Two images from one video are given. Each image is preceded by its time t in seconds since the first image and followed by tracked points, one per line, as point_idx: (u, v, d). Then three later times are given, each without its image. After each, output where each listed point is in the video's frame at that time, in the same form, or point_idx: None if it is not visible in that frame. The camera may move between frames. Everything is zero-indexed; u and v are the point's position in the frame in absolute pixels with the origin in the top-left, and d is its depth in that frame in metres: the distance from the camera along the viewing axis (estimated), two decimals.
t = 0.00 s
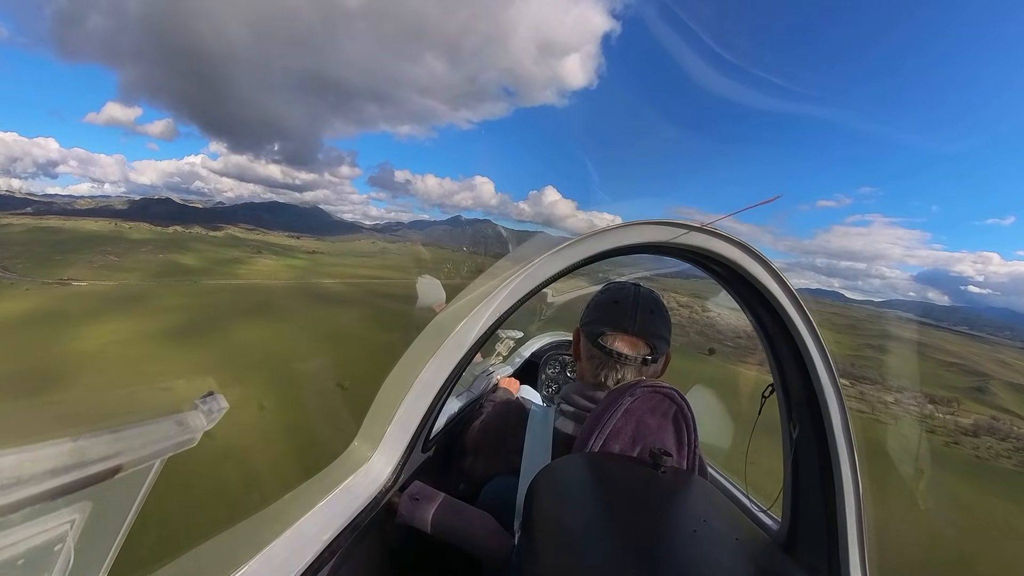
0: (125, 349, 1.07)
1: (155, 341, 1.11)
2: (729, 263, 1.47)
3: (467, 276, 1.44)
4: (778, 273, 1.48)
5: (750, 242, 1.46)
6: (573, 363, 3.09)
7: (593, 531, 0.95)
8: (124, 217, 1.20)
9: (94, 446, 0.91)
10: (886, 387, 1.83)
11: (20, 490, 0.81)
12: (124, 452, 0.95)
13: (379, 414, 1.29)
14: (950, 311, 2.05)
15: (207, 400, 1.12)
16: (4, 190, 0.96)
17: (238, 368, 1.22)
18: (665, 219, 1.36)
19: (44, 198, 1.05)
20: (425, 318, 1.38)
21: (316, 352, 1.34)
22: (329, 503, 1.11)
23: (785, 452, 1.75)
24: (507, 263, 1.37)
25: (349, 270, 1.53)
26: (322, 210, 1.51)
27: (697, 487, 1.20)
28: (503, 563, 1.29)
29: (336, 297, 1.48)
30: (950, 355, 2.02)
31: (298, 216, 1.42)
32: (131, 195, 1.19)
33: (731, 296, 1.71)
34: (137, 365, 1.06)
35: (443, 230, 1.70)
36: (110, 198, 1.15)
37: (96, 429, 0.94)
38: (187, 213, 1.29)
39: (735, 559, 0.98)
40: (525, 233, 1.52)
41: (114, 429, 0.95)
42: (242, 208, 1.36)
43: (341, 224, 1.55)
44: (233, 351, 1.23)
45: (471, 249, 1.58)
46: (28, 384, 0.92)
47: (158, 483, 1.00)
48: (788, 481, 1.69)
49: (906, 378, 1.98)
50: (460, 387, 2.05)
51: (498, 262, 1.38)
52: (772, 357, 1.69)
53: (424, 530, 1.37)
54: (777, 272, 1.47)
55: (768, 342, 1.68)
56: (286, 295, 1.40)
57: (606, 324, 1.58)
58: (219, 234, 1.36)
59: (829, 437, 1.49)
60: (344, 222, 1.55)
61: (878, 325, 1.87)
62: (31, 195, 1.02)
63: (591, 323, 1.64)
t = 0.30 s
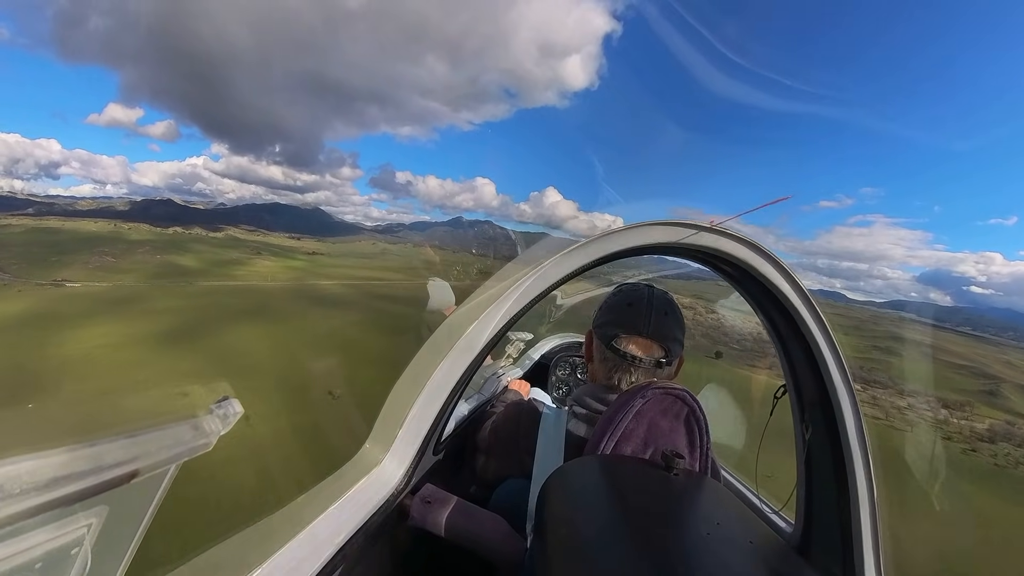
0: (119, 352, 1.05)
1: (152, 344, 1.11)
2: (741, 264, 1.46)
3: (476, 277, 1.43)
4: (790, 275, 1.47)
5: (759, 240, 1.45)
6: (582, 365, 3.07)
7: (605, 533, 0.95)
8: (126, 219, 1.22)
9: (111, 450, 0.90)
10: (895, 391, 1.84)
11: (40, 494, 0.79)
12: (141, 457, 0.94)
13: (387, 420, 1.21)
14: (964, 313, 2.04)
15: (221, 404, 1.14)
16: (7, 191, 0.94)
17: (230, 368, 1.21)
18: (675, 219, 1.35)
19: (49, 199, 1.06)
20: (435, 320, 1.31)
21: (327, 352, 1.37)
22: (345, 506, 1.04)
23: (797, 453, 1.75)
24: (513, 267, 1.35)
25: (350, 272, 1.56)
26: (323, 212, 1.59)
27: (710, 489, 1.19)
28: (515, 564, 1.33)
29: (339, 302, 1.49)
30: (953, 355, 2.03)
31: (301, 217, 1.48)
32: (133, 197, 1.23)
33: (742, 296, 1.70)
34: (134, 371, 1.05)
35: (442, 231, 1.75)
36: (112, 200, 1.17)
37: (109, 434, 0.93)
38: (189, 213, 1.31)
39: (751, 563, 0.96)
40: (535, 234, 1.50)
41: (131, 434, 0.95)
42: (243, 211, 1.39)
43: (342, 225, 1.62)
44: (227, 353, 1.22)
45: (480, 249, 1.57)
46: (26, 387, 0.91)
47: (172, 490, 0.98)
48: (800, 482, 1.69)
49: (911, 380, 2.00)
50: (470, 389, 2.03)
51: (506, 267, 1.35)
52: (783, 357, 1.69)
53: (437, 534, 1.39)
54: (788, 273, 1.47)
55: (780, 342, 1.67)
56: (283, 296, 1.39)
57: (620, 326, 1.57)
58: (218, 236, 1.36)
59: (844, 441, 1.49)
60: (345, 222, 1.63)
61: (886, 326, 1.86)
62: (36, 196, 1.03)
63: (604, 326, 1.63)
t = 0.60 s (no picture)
0: (105, 355, 1.12)
1: (146, 348, 1.18)
2: (754, 260, 1.46)
3: (486, 281, 1.44)
4: (803, 270, 1.48)
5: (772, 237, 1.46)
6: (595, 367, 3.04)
7: (621, 535, 0.95)
8: (129, 221, 1.25)
9: (119, 461, 1.00)
10: (902, 393, 1.85)
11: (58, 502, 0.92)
12: (150, 468, 1.04)
13: (404, 418, 1.20)
14: (982, 316, 2.02)
15: (233, 413, 1.21)
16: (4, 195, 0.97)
17: (230, 371, 1.26)
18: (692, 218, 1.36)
19: (51, 202, 1.09)
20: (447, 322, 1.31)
21: (342, 351, 1.37)
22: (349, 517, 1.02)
23: (812, 453, 1.74)
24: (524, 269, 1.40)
25: (350, 274, 1.56)
26: (326, 214, 1.57)
27: (726, 491, 1.18)
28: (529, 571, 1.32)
29: (337, 303, 1.49)
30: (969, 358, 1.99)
31: (296, 219, 1.44)
32: (133, 199, 1.22)
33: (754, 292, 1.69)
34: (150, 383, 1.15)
35: (443, 231, 1.74)
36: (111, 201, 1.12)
37: (123, 445, 1.03)
38: (190, 216, 1.32)
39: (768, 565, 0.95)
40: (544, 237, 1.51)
41: (140, 445, 1.05)
42: (245, 211, 1.39)
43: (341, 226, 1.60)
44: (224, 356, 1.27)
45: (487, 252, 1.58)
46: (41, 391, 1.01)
47: (185, 499, 1.07)
48: (816, 482, 1.68)
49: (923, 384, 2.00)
50: (483, 392, 2.04)
51: (516, 270, 1.39)
52: (796, 353, 1.68)
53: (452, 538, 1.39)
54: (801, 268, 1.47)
55: (792, 338, 1.67)
56: (280, 299, 1.40)
57: (641, 327, 1.56)
58: (218, 236, 1.36)
59: (861, 439, 1.49)
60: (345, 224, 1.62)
61: (894, 328, 1.84)
62: (38, 199, 1.07)
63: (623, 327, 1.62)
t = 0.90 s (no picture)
0: (96, 360, 0.99)
1: (133, 351, 1.04)
2: (767, 259, 1.63)
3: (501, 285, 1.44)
4: (816, 268, 1.64)
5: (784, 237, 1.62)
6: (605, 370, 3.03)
7: (642, 542, 0.97)
8: (137, 222, 1.17)
9: (133, 480, 0.98)
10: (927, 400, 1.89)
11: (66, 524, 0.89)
12: (162, 485, 1.02)
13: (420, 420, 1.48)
14: (994, 319, 2.03)
15: (248, 425, 1.16)
16: (8, 193, 0.95)
17: (214, 379, 1.13)
18: (695, 219, 1.55)
19: (53, 202, 1.04)
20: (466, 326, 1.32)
21: (352, 351, 1.35)
22: (373, 520, 1.28)
23: (829, 454, 1.86)
24: (534, 274, 1.57)
25: (350, 276, 1.44)
26: (327, 213, 1.44)
27: (743, 492, 1.20)
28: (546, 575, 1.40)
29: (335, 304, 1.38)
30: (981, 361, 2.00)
31: (303, 219, 1.36)
32: (137, 198, 1.16)
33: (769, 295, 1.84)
34: (146, 396, 1.04)
35: (446, 233, 1.72)
36: (115, 202, 1.11)
37: (138, 461, 1.01)
38: (191, 216, 1.23)
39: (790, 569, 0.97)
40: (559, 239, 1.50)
41: (154, 461, 1.02)
42: (248, 212, 1.28)
43: (345, 227, 1.46)
44: (218, 360, 1.15)
45: (497, 256, 1.68)
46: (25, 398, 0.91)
47: (197, 515, 1.05)
48: (833, 480, 1.82)
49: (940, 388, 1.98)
50: (495, 397, 2.04)
51: (523, 274, 1.58)
52: (813, 354, 1.83)
53: (469, 547, 1.49)
54: (812, 267, 1.63)
55: (808, 338, 1.82)
56: (278, 302, 1.29)
57: (660, 328, 1.56)
58: (220, 237, 1.27)
59: (877, 435, 1.63)
60: (348, 225, 1.47)
61: (908, 330, 1.84)
62: (41, 199, 1.01)
63: (641, 330, 1.61)
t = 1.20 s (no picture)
0: (85, 363, 0.98)
1: (134, 353, 1.03)
2: (775, 259, 1.62)
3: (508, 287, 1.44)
4: (825, 268, 1.63)
5: (792, 236, 1.61)
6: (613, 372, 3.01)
7: (650, 543, 0.96)
8: (139, 223, 1.15)
9: (149, 480, 1.00)
10: (937, 405, 1.89)
11: (83, 523, 0.92)
12: (176, 486, 1.04)
13: (431, 422, 1.58)
14: (1009, 322, 2.00)
15: (259, 427, 1.16)
16: (12, 195, 0.94)
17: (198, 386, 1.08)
18: (703, 218, 1.55)
19: (56, 204, 1.03)
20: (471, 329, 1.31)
21: (361, 352, 1.36)
22: (383, 523, 1.39)
23: (838, 454, 1.86)
24: (541, 275, 1.62)
25: (350, 277, 1.37)
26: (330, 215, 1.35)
27: (752, 492, 1.19)
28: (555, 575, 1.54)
29: (331, 308, 1.32)
30: (994, 364, 1.98)
31: (305, 220, 1.30)
32: (141, 201, 1.13)
33: (778, 296, 1.84)
34: (148, 396, 1.03)
35: (448, 234, 1.60)
36: (118, 203, 1.09)
37: (154, 460, 1.02)
38: (193, 218, 1.18)
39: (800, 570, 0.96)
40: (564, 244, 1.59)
41: (170, 460, 1.05)
42: (251, 213, 1.24)
43: (346, 230, 1.38)
44: (212, 364, 1.10)
45: (502, 258, 1.63)
46: (20, 403, 0.90)
47: (209, 516, 1.08)
48: (843, 481, 1.82)
49: (953, 392, 1.96)
50: (503, 399, 2.03)
51: (532, 275, 1.62)
52: (822, 355, 1.83)
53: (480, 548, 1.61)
54: (822, 267, 1.63)
55: (818, 339, 1.82)
56: (274, 305, 1.22)
57: (672, 329, 1.54)
58: (221, 239, 1.23)
59: (888, 435, 1.64)
60: (349, 228, 1.38)
61: (919, 333, 1.83)
62: (44, 201, 1.00)
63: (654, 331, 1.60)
